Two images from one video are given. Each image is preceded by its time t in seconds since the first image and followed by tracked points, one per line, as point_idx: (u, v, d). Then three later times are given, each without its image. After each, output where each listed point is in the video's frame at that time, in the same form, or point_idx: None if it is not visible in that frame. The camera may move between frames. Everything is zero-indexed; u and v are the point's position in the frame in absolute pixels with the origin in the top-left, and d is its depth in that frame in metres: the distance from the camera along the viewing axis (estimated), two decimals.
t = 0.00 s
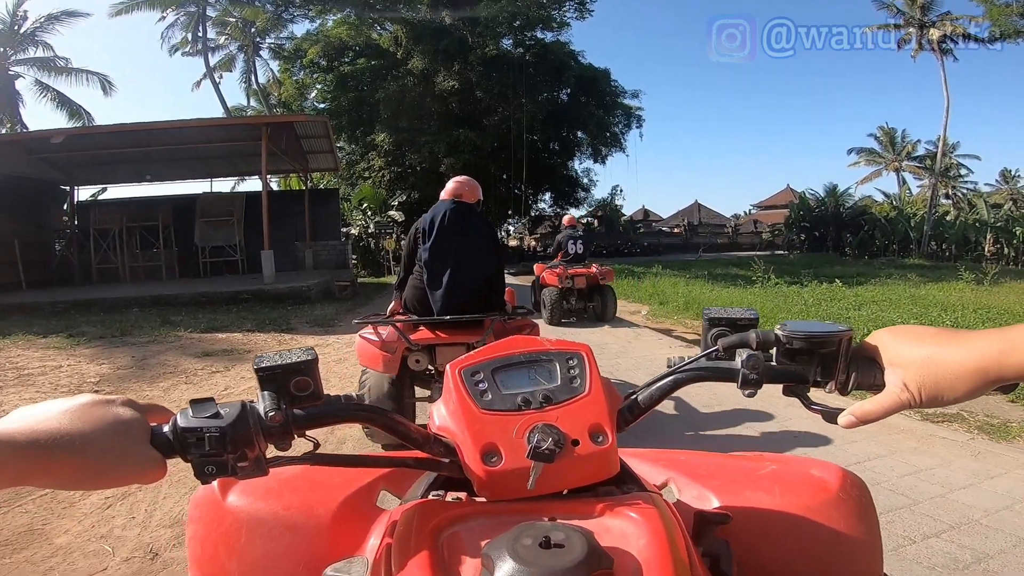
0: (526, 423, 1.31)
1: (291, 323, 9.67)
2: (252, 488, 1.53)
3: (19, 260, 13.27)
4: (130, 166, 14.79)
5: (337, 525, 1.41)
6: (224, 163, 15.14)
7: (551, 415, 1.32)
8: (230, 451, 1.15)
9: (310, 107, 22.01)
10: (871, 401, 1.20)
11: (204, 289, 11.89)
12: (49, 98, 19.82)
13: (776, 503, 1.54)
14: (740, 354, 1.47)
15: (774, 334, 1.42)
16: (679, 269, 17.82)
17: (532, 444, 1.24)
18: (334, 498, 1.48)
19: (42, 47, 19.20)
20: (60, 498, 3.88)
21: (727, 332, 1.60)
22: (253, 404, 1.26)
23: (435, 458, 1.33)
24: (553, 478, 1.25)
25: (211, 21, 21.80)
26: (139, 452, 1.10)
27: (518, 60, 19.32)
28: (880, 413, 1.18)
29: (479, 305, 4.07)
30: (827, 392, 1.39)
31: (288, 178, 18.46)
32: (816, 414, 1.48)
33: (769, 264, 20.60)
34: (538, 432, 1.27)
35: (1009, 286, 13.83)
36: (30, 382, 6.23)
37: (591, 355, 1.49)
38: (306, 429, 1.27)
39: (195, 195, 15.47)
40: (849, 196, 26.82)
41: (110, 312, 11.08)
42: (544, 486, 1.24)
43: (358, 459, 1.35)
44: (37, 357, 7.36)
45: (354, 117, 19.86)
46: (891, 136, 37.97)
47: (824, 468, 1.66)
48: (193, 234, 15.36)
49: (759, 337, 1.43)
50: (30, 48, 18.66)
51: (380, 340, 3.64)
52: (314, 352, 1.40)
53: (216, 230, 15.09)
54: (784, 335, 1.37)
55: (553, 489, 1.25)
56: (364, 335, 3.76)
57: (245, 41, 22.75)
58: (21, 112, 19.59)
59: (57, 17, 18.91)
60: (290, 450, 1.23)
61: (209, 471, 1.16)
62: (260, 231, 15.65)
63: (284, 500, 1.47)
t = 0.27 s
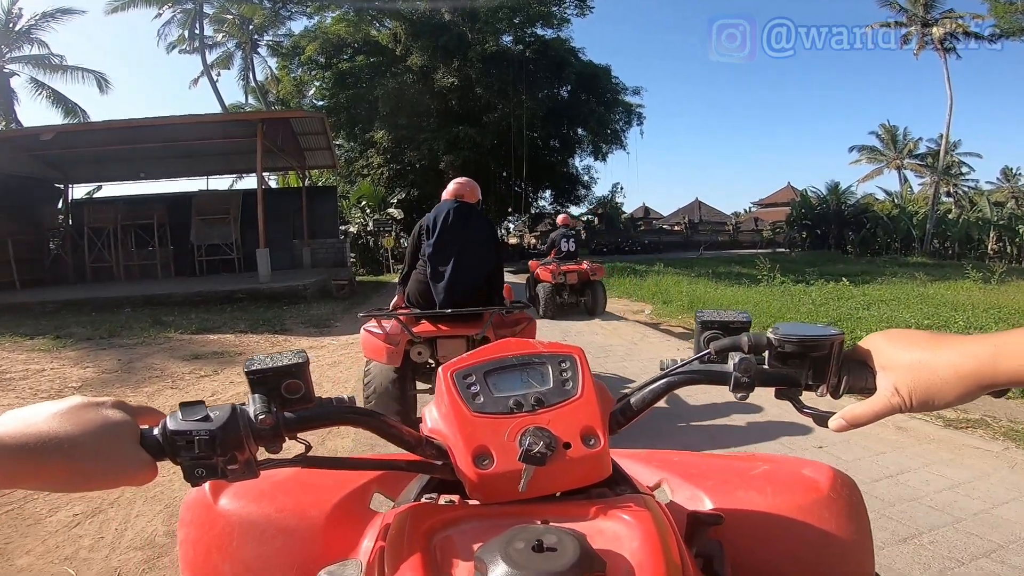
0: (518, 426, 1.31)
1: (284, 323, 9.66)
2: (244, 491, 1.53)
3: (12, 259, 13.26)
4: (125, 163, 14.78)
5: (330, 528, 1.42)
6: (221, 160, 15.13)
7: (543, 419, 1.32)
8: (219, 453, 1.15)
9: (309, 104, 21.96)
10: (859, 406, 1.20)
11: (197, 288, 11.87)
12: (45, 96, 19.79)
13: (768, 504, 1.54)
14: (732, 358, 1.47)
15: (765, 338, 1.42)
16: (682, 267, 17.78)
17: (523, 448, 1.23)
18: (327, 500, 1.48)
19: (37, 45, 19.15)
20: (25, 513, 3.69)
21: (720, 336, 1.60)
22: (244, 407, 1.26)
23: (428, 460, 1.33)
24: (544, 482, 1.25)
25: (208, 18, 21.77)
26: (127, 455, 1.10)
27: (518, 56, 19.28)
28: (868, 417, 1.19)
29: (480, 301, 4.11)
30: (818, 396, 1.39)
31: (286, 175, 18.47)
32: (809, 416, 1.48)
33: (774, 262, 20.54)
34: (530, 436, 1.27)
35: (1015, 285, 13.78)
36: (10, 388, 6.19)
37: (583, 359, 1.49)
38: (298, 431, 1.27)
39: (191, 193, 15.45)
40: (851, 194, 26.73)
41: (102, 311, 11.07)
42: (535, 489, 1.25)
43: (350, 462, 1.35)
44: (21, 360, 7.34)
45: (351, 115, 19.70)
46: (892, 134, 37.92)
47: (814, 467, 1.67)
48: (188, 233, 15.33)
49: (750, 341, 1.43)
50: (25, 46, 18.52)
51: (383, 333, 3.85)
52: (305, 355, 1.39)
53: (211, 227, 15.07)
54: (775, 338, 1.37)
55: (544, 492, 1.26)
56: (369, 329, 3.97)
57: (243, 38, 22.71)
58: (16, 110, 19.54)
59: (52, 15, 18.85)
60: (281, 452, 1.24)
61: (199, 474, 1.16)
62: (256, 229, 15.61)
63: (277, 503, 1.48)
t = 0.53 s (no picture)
0: (510, 429, 1.31)
1: (280, 327, 9.64)
2: (239, 494, 1.54)
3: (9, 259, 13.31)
4: (124, 162, 14.84)
5: (325, 529, 1.42)
6: (222, 159, 15.19)
7: (536, 422, 1.32)
8: (218, 447, 1.17)
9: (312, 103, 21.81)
10: (852, 422, 1.20)
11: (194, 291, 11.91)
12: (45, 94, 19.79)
13: (757, 505, 1.53)
14: (727, 369, 1.48)
15: (762, 350, 1.42)
16: (692, 267, 17.69)
17: (515, 450, 1.24)
18: (321, 503, 1.48)
19: (38, 44, 19.13)
20: None
21: (717, 345, 1.60)
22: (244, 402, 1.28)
23: (423, 459, 1.34)
24: (534, 484, 1.25)
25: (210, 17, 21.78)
26: (131, 445, 1.10)
27: (523, 54, 19.26)
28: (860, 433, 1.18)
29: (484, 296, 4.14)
30: (813, 409, 1.39)
31: (290, 174, 18.54)
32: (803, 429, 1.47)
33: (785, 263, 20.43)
34: (520, 438, 1.27)
35: None
36: None
37: (579, 365, 1.49)
38: (296, 427, 1.29)
39: (190, 193, 15.52)
40: (860, 193, 26.52)
41: (95, 313, 11.08)
42: (525, 491, 1.25)
43: (345, 460, 1.36)
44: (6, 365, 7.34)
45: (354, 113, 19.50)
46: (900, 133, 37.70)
47: (804, 468, 1.67)
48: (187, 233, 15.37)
49: (745, 352, 1.44)
50: (25, 45, 18.48)
51: (389, 329, 3.93)
52: (306, 352, 1.42)
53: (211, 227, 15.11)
54: (772, 350, 1.38)
55: (534, 495, 1.26)
56: (375, 325, 4.06)
57: (246, 36, 22.69)
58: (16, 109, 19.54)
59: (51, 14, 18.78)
60: (278, 448, 1.26)
61: (198, 466, 1.17)
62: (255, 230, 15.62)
63: (271, 505, 1.48)
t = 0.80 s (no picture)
0: (503, 428, 1.32)
1: (272, 329, 9.63)
2: (234, 496, 1.54)
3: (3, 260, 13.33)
4: (118, 161, 14.90)
5: (318, 531, 1.42)
6: (222, 158, 15.24)
7: (527, 421, 1.33)
8: (216, 440, 1.19)
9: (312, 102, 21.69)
10: (842, 423, 1.17)
11: (185, 293, 11.90)
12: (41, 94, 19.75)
13: (746, 500, 1.53)
14: (719, 370, 1.47)
15: (752, 352, 1.41)
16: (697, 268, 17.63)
17: (506, 448, 1.24)
18: (317, 504, 1.49)
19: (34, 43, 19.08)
20: None
21: (710, 347, 1.59)
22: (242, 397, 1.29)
23: (419, 455, 1.34)
24: (525, 483, 1.25)
25: (209, 15, 21.77)
26: (134, 438, 1.12)
27: (525, 51, 19.25)
28: (849, 438, 1.16)
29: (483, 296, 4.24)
30: (805, 412, 1.38)
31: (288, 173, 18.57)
32: (791, 432, 1.47)
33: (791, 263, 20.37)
34: (512, 437, 1.27)
35: None
36: None
37: (572, 364, 1.49)
38: (293, 422, 1.30)
39: (185, 194, 15.56)
40: (867, 193, 26.36)
41: (82, 317, 11.05)
42: (515, 489, 1.25)
43: (341, 455, 1.37)
44: None
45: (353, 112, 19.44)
46: (906, 132, 37.57)
47: (793, 463, 1.66)
48: (183, 233, 15.40)
49: (735, 354, 1.42)
50: (20, 44, 18.42)
51: (394, 326, 3.96)
52: (304, 349, 1.43)
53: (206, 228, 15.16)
54: (763, 353, 1.37)
55: (526, 493, 1.26)
56: (380, 322, 4.09)
57: (245, 35, 22.69)
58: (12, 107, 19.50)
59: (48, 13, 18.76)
60: (275, 442, 1.27)
61: (197, 458, 1.19)
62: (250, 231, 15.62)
63: (266, 507, 1.48)
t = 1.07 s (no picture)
0: (506, 429, 1.31)
1: (267, 327, 9.58)
2: (227, 497, 1.54)
3: None
4: (116, 160, 14.98)
5: (314, 534, 1.41)
6: (224, 154, 15.32)
7: (533, 423, 1.32)
8: (208, 429, 1.18)
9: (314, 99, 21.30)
10: (877, 440, 1.14)
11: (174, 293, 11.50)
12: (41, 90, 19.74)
13: (756, 506, 1.51)
14: (738, 377, 1.45)
15: (775, 360, 1.39)
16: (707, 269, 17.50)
17: (508, 451, 1.23)
18: (312, 505, 1.49)
19: (34, 39, 19.06)
20: None
21: (730, 353, 1.58)
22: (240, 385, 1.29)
23: (420, 454, 1.33)
24: (526, 486, 1.25)
25: (212, 12, 21.75)
26: (119, 424, 1.11)
27: (532, 49, 19.21)
28: (884, 457, 1.12)
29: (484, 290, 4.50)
30: (831, 425, 1.36)
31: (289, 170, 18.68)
32: (813, 445, 1.44)
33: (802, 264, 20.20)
34: (516, 438, 1.26)
35: None
36: None
37: (583, 366, 1.48)
38: (291, 413, 1.30)
39: (181, 191, 15.60)
40: (879, 193, 26.10)
41: (69, 317, 10.81)
42: (516, 492, 1.24)
43: (340, 450, 1.37)
44: None
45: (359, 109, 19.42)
46: (917, 132, 37.27)
47: (804, 469, 1.65)
48: (179, 231, 15.48)
49: (758, 361, 1.41)
50: (22, 40, 18.44)
51: (398, 320, 4.15)
52: (306, 339, 1.43)
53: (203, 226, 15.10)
54: (787, 361, 1.35)
55: (527, 498, 1.25)
56: (385, 317, 4.28)
57: (248, 32, 22.67)
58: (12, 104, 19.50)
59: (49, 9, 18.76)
60: (270, 433, 1.27)
61: (188, 447, 1.19)
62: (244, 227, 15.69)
63: (261, 508, 1.48)
